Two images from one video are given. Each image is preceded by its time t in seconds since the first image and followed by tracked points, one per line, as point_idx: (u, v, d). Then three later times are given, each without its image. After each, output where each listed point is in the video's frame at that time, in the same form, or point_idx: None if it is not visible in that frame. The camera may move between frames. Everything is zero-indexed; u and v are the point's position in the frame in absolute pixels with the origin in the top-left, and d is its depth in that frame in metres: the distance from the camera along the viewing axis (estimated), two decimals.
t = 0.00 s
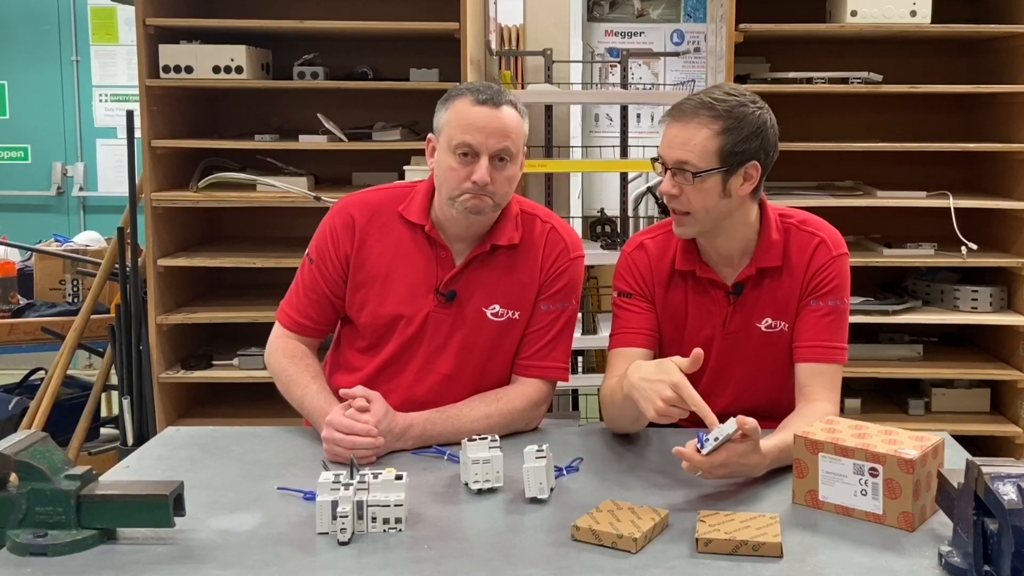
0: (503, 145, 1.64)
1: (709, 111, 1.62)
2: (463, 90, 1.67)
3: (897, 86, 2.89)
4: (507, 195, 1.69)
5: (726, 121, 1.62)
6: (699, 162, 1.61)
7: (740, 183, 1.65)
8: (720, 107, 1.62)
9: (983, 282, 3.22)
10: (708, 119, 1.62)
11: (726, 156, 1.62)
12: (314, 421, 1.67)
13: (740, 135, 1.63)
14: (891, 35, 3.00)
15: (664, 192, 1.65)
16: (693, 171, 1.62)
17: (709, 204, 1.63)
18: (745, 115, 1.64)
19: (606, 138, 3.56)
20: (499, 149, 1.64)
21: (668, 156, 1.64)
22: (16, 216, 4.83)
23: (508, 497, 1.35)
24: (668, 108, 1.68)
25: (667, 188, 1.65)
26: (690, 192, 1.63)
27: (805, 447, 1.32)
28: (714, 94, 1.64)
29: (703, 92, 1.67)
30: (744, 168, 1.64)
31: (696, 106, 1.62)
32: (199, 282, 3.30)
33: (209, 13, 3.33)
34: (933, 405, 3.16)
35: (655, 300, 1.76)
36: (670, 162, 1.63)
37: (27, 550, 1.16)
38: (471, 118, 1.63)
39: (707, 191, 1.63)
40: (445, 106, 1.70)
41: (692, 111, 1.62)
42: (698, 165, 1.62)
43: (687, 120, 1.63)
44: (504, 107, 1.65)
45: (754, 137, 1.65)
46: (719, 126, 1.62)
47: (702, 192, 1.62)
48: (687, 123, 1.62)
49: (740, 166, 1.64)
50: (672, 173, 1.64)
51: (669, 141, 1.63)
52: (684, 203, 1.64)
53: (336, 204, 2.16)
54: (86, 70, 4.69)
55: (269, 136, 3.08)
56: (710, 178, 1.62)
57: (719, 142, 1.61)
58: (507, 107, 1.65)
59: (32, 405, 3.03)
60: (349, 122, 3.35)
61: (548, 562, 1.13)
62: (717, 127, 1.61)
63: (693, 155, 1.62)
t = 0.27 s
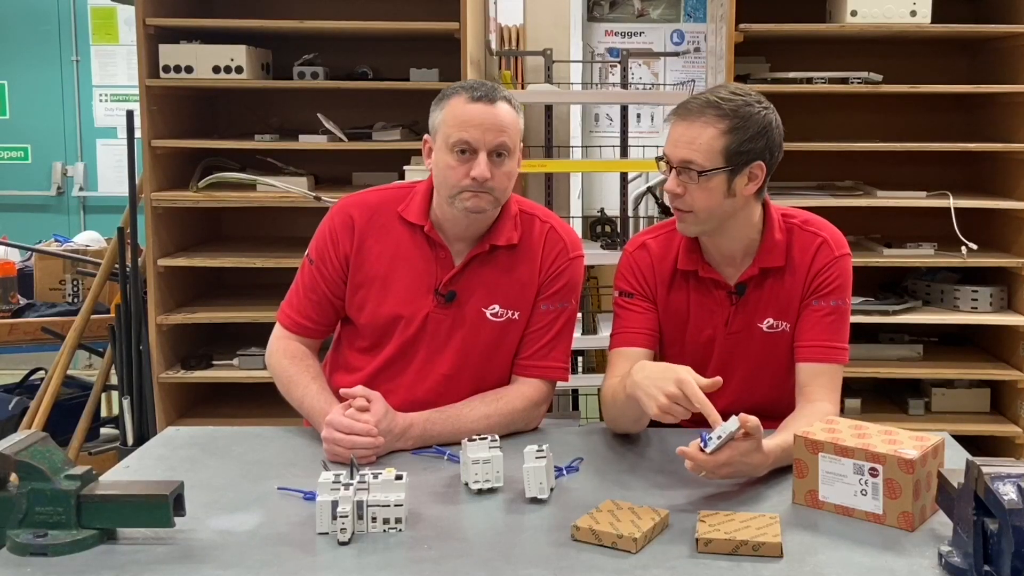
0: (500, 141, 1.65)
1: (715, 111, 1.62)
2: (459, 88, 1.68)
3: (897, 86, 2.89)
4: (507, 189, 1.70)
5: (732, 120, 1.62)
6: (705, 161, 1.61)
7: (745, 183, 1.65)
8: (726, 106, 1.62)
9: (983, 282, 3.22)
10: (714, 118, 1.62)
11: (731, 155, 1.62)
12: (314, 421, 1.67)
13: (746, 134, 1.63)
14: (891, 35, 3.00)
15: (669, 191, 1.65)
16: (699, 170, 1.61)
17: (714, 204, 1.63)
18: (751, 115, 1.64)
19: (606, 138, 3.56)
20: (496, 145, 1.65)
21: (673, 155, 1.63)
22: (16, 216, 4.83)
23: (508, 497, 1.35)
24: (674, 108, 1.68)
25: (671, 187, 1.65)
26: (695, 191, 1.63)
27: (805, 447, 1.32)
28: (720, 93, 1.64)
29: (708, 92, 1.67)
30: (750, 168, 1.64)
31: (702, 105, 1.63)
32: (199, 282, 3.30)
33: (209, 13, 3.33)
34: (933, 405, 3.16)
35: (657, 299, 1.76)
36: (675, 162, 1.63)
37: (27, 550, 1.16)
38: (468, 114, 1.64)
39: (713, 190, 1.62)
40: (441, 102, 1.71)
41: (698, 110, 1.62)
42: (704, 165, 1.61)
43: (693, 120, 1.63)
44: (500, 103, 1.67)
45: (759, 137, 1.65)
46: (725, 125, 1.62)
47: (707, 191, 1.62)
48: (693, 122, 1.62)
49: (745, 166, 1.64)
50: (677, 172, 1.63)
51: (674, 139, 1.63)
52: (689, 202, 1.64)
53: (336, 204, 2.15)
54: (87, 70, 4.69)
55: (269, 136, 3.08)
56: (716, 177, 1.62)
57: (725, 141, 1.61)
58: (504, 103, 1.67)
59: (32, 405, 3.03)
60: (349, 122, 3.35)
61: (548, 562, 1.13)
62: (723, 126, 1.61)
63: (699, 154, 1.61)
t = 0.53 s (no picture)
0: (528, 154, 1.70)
1: (716, 114, 1.62)
2: (480, 108, 1.68)
3: (897, 86, 2.89)
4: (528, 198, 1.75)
5: (733, 124, 1.62)
6: (708, 164, 1.61)
7: (747, 185, 1.65)
8: (727, 110, 1.62)
9: (983, 282, 3.22)
10: (716, 122, 1.62)
11: (733, 158, 1.62)
12: (315, 421, 1.67)
13: (748, 137, 1.63)
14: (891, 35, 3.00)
15: (671, 194, 1.65)
16: (700, 173, 1.62)
17: (715, 206, 1.63)
18: (752, 117, 1.64)
19: (606, 138, 3.56)
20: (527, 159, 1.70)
21: (675, 159, 1.63)
22: (16, 216, 4.83)
23: (508, 497, 1.35)
24: (675, 110, 1.68)
25: (674, 191, 1.65)
26: (697, 195, 1.63)
27: (805, 447, 1.32)
28: (721, 95, 1.64)
29: (710, 94, 1.66)
30: (752, 170, 1.64)
31: (703, 108, 1.63)
32: (198, 281, 3.30)
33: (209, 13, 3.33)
34: (933, 405, 3.16)
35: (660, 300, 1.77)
36: (677, 165, 1.63)
37: (28, 550, 1.16)
38: (501, 135, 1.66)
39: (715, 194, 1.63)
40: (458, 121, 1.70)
41: (699, 113, 1.62)
42: (706, 167, 1.62)
43: (694, 123, 1.63)
44: (516, 115, 1.69)
45: (761, 139, 1.65)
46: (726, 129, 1.62)
47: (708, 195, 1.63)
48: (694, 126, 1.62)
49: (747, 169, 1.64)
50: (679, 175, 1.64)
51: (676, 142, 1.63)
52: (692, 206, 1.64)
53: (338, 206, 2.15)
54: (86, 70, 4.69)
55: (269, 136, 3.07)
56: (717, 181, 1.62)
57: (726, 145, 1.61)
58: (519, 112, 1.69)
59: (32, 405, 3.03)
60: (348, 122, 3.35)
61: (548, 562, 1.13)
62: (725, 130, 1.61)
63: (701, 157, 1.61)
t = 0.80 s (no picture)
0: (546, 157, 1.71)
1: (704, 117, 1.61)
2: (501, 113, 1.67)
3: (897, 86, 2.89)
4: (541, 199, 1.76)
5: (722, 125, 1.61)
6: (700, 167, 1.61)
7: (740, 184, 1.65)
8: (714, 112, 1.61)
9: (984, 282, 3.22)
10: (705, 124, 1.61)
11: (725, 159, 1.61)
12: (314, 421, 1.67)
13: (737, 137, 1.61)
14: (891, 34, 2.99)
15: (668, 200, 1.65)
16: (693, 176, 1.61)
17: (712, 208, 1.63)
18: (741, 116, 1.62)
19: (606, 138, 3.56)
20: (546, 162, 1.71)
21: (669, 165, 1.63)
22: (16, 216, 4.83)
23: (508, 497, 1.35)
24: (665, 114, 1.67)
25: (670, 196, 1.65)
26: (693, 199, 1.63)
27: (805, 447, 1.32)
28: (708, 97, 1.63)
29: (697, 96, 1.65)
30: (744, 168, 1.64)
31: (691, 112, 1.62)
32: (198, 281, 3.30)
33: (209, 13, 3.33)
34: (933, 405, 3.16)
35: (660, 300, 1.77)
36: (670, 170, 1.63)
37: (27, 550, 1.16)
38: (525, 141, 1.66)
39: (710, 196, 1.63)
40: (481, 128, 1.68)
41: (687, 118, 1.61)
42: (698, 170, 1.61)
43: (684, 128, 1.62)
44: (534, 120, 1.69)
45: (752, 138, 1.63)
46: (715, 131, 1.61)
47: (704, 198, 1.62)
48: (684, 130, 1.62)
49: (739, 168, 1.63)
50: (673, 180, 1.63)
51: (667, 148, 1.63)
52: (689, 209, 1.64)
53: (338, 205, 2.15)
54: (86, 70, 4.69)
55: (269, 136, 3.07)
56: (710, 183, 1.62)
57: (717, 146, 1.60)
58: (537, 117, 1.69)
59: (32, 405, 3.03)
60: (349, 122, 3.35)
61: (548, 562, 1.13)
62: (713, 132, 1.60)
63: (693, 160, 1.61)
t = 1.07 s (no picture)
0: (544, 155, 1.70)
1: (704, 118, 1.61)
2: (498, 109, 1.68)
3: (897, 86, 2.89)
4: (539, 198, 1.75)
5: (722, 126, 1.61)
6: (699, 168, 1.61)
7: (741, 185, 1.65)
8: (715, 113, 1.61)
9: (984, 282, 3.22)
10: (705, 126, 1.61)
11: (725, 159, 1.61)
12: (315, 421, 1.67)
13: (737, 138, 1.61)
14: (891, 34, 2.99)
15: (667, 201, 1.65)
16: (693, 177, 1.61)
17: (712, 209, 1.63)
18: (742, 117, 1.62)
19: (606, 138, 3.56)
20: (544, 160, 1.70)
21: (668, 165, 1.63)
22: (16, 216, 4.83)
23: (509, 497, 1.35)
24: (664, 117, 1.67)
25: (670, 197, 1.65)
26: (693, 199, 1.63)
27: (805, 447, 1.32)
28: (709, 99, 1.63)
29: (696, 98, 1.65)
30: (745, 169, 1.64)
31: (691, 113, 1.62)
32: (199, 281, 3.30)
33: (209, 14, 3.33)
34: (933, 405, 3.16)
35: (661, 300, 1.77)
36: (670, 171, 1.63)
37: (27, 550, 1.16)
38: (521, 136, 1.66)
39: (710, 197, 1.62)
40: (478, 123, 1.69)
41: (687, 119, 1.62)
42: (698, 171, 1.61)
43: (683, 129, 1.62)
44: (532, 117, 1.69)
45: (753, 139, 1.64)
46: (715, 132, 1.61)
47: (704, 199, 1.62)
48: (683, 132, 1.61)
49: (739, 170, 1.63)
50: (674, 180, 1.63)
51: (667, 149, 1.63)
52: (690, 210, 1.64)
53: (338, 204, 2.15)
54: (86, 69, 4.69)
55: (269, 136, 3.07)
56: (710, 184, 1.62)
57: (717, 146, 1.60)
58: (535, 115, 1.69)
59: (32, 405, 3.03)
60: (349, 122, 3.35)
61: (548, 562, 1.13)
62: (714, 133, 1.60)
63: (692, 162, 1.61)
